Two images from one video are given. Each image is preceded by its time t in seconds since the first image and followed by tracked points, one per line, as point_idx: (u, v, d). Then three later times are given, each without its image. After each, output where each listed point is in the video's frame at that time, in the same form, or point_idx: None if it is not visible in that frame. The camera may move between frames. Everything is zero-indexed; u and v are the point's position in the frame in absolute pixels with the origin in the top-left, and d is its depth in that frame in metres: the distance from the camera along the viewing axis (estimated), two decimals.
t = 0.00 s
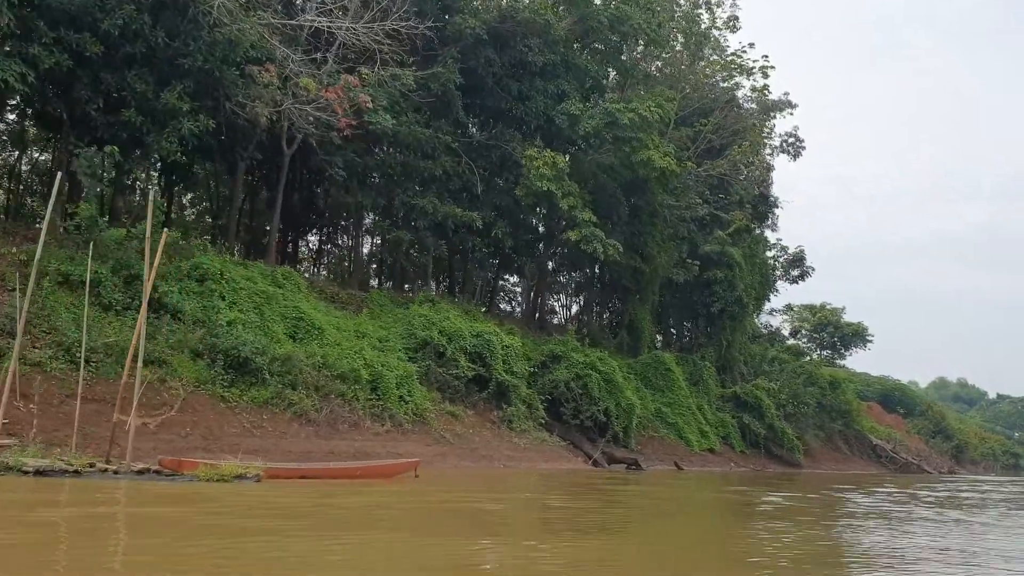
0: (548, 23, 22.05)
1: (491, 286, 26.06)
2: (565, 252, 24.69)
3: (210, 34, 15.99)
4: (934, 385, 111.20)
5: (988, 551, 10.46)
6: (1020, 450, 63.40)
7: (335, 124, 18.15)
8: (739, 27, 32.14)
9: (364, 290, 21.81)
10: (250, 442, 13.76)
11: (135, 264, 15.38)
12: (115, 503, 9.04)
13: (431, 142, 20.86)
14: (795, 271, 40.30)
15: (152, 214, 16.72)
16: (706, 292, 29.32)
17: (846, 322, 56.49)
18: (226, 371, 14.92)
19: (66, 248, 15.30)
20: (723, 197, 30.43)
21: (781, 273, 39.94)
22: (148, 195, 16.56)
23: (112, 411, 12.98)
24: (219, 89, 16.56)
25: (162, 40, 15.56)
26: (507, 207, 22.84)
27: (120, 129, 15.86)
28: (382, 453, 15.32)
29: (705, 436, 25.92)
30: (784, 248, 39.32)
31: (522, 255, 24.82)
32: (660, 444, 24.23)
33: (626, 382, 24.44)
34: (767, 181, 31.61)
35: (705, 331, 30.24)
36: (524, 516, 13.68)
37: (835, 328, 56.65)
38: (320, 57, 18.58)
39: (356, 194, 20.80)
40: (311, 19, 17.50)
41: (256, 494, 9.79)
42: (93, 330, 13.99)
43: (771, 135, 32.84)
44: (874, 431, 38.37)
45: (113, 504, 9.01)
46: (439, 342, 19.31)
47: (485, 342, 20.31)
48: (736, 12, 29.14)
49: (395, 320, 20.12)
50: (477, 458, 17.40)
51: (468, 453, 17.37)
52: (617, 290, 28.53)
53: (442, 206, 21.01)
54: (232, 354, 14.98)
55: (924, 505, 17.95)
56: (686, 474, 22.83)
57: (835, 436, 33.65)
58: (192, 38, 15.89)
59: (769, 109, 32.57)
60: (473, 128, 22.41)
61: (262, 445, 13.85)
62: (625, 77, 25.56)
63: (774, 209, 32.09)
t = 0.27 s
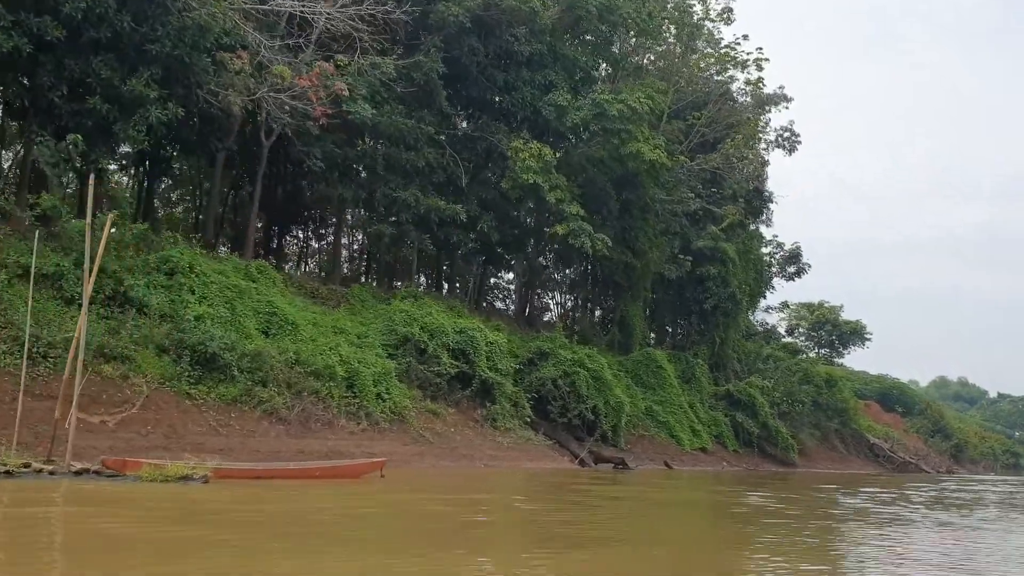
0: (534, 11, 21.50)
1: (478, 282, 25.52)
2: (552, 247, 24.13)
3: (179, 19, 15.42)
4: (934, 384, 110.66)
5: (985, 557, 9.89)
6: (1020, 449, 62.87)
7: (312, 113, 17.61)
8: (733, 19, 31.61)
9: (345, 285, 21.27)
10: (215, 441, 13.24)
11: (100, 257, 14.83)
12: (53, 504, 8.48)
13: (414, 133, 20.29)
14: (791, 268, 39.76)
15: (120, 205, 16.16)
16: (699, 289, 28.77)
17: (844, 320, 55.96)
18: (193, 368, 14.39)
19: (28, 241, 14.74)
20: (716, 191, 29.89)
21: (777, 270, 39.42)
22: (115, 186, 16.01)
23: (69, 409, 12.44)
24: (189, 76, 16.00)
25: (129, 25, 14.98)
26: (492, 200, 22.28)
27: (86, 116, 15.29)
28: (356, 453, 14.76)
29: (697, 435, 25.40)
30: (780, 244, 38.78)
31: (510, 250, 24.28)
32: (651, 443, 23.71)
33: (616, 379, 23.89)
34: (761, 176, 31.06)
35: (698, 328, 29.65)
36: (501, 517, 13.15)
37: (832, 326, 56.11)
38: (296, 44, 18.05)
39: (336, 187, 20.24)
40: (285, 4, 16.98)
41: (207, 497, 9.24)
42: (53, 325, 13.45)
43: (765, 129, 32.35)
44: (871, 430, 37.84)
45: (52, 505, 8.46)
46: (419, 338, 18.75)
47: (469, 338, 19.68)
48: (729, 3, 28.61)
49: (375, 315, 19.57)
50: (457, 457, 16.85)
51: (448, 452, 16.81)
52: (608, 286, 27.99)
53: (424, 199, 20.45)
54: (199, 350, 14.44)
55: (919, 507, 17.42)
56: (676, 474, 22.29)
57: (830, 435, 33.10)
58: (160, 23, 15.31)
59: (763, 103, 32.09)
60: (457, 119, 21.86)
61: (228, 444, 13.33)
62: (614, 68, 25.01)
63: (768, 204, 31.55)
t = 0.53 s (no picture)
0: None
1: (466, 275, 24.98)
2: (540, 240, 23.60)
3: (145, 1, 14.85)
4: (935, 381, 110.08)
5: (980, 560, 9.34)
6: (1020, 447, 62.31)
7: (285, 99, 17.06)
8: (727, 9, 31.04)
9: (325, 278, 20.73)
10: (178, 439, 12.72)
11: (62, 248, 14.30)
12: None
13: (396, 121, 19.72)
14: (787, 263, 39.20)
15: (87, 195, 15.63)
16: (692, 283, 28.21)
17: (842, 316, 55.40)
18: (158, 363, 13.87)
19: None
20: (709, 184, 29.33)
21: (773, 265, 38.85)
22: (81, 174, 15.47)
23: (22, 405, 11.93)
24: (158, 61, 15.43)
25: (91, 6, 14.40)
26: (478, 191, 21.71)
27: (48, 102, 14.74)
28: (327, 451, 14.23)
29: (689, 431, 24.86)
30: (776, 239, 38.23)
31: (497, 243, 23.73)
32: (640, 440, 23.16)
33: (605, 375, 23.34)
34: (756, 168, 30.50)
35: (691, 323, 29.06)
36: (477, 518, 12.59)
37: (831, 322, 55.56)
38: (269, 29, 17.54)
39: (315, 177, 19.68)
40: None
41: (152, 499, 8.71)
42: (11, 317, 12.93)
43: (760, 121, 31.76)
44: (868, 427, 37.26)
45: None
46: (399, 332, 18.19)
47: (452, 333, 19.09)
48: None
49: (355, 309, 19.02)
50: (436, 454, 16.29)
51: (427, 449, 16.26)
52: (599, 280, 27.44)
53: (406, 189, 19.88)
54: (164, 344, 13.91)
55: (915, 506, 16.86)
56: (666, 472, 21.75)
57: (827, 432, 32.56)
58: (125, 4, 14.72)
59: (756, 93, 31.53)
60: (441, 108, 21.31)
61: (192, 441, 12.81)
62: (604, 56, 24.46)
63: (762, 196, 31.00)
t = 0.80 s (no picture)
0: None
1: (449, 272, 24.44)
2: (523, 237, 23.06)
3: None
4: (930, 381, 109.66)
5: (970, 565, 8.79)
6: (1016, 446, 61.87)
7: (254, 89, 16.50)
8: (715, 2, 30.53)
9: (300, 274, 20.18)
10: (132, 440, 12.16)
11: (16, 241, 13.73)
12: None
13: (371, 113, 19.17)
14: (779, 260, 38.69)
15: (45, 187, 15.06)
16: (681, 280, 27.69)
17: (835, 315, 54.94)
18: (115, 361, 13.31)
19: None
20: (698, 179, 28.81)
21: (765, 262, 38.35)
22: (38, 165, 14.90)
23: None
24: (118, 48, 14.87)
25: None
26: (458, 185, 21.15)
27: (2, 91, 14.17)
28: (293, 454, 13.67)
29: (677, 431, 24.33)
30: (767, 236, 37.73)
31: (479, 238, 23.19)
32: (626, 440, 22.64)
33: (589, 373, 22.79)
34: (745, 163, 30.00)
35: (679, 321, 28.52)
36: (446, 521, 12.05)
37: (825, 322, 55.09)
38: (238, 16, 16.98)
39: (288, 171, 19.13)
40: None
41: (83, 506, 8.15)
42: None
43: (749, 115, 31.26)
44: (861, 426, 36.76)
45: None
46: (374, 330, 17.64)
47: (429, 330, 18.53)
48: None
49: (329, 306, 18.47)
50: (410, 456, 15.74)
51: (400, 450, 15.71)
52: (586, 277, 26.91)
53: (383, 182, 19.33)
54: (121, 341, 13.34)
55: (906, 507, 16.33)
56: (653, 472, 21.22)
57: (819, 432, 32.05)
58: None
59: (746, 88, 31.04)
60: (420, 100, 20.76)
61: (147, 443, 12.25)
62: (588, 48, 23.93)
63: (752, 192, 30.50)
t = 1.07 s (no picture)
0: None
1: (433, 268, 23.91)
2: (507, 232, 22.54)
3: None
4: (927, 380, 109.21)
5: (958, 571, 8.25)
6: (1013, 445, 61.41)
7: (221, 77, 15.95)
8: None
9: (275, 270, 19.63)
10: (83, 441, 11.61)
11: None
12: None
13: (347, 104, 18.63)
14: (772, 258, 38.18)
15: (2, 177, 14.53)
16: (670, 277, 27.16)
17: (830, 313, 54.49)
18: (70, 358, 12.76)
19: None
20: (687, 173, 28.30)
21: (757, 260, 37.85)
22: None
23: None
24: (77, 33, 14.33)
25: None
26: (439, 178, 20.61)
27: None
28: (256, 455, 13.13)
29: (665, 431, 23.79)
30: (760, 233, 37.23)
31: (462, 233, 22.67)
32: (612, 440, 22.09)
33: (574, 371, 22.25)
34: (736, 157, 29.48)
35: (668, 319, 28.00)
36: (412, 522, 11.51)
37: (819, 321, 54.62)
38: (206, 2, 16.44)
39: (262, 163, 18.59)
40: None
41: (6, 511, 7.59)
42: None
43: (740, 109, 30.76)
44: (855, 426, 36.27)
45: None
46: (348, 326, 17.09)
47: (406, 327, 17.98)
48: None
49: (302, 302, 17.93)
50: (382, 457, 15.18)
51: (372, 451, 15.16)
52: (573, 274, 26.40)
53: (359, 175, 18.78)
54: (76, 337, 12.79)
55: (896, 510, 15.80)
56: (638, 472, 20.70)
57: (812, 431, 31.54)
58: None
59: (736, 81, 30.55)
60: (398, 91, 20.23)
61: (100, 443, 11.70)
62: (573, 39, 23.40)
63: (743, 187, 30.00)
